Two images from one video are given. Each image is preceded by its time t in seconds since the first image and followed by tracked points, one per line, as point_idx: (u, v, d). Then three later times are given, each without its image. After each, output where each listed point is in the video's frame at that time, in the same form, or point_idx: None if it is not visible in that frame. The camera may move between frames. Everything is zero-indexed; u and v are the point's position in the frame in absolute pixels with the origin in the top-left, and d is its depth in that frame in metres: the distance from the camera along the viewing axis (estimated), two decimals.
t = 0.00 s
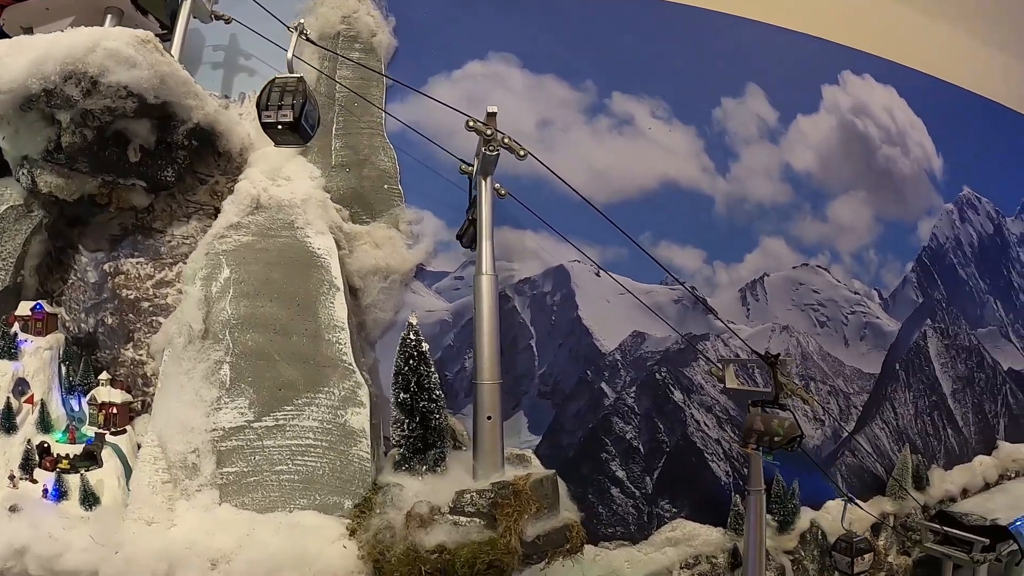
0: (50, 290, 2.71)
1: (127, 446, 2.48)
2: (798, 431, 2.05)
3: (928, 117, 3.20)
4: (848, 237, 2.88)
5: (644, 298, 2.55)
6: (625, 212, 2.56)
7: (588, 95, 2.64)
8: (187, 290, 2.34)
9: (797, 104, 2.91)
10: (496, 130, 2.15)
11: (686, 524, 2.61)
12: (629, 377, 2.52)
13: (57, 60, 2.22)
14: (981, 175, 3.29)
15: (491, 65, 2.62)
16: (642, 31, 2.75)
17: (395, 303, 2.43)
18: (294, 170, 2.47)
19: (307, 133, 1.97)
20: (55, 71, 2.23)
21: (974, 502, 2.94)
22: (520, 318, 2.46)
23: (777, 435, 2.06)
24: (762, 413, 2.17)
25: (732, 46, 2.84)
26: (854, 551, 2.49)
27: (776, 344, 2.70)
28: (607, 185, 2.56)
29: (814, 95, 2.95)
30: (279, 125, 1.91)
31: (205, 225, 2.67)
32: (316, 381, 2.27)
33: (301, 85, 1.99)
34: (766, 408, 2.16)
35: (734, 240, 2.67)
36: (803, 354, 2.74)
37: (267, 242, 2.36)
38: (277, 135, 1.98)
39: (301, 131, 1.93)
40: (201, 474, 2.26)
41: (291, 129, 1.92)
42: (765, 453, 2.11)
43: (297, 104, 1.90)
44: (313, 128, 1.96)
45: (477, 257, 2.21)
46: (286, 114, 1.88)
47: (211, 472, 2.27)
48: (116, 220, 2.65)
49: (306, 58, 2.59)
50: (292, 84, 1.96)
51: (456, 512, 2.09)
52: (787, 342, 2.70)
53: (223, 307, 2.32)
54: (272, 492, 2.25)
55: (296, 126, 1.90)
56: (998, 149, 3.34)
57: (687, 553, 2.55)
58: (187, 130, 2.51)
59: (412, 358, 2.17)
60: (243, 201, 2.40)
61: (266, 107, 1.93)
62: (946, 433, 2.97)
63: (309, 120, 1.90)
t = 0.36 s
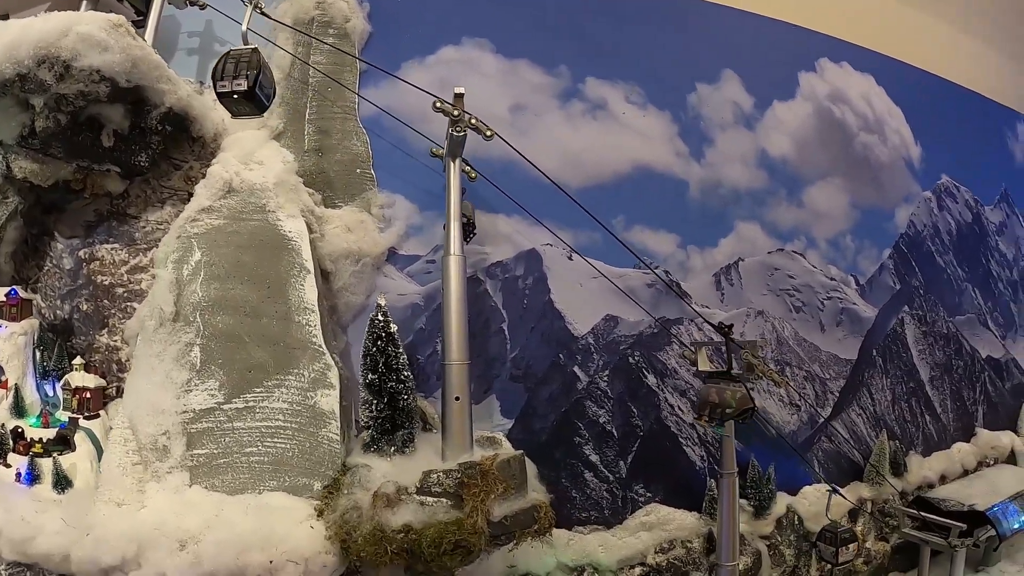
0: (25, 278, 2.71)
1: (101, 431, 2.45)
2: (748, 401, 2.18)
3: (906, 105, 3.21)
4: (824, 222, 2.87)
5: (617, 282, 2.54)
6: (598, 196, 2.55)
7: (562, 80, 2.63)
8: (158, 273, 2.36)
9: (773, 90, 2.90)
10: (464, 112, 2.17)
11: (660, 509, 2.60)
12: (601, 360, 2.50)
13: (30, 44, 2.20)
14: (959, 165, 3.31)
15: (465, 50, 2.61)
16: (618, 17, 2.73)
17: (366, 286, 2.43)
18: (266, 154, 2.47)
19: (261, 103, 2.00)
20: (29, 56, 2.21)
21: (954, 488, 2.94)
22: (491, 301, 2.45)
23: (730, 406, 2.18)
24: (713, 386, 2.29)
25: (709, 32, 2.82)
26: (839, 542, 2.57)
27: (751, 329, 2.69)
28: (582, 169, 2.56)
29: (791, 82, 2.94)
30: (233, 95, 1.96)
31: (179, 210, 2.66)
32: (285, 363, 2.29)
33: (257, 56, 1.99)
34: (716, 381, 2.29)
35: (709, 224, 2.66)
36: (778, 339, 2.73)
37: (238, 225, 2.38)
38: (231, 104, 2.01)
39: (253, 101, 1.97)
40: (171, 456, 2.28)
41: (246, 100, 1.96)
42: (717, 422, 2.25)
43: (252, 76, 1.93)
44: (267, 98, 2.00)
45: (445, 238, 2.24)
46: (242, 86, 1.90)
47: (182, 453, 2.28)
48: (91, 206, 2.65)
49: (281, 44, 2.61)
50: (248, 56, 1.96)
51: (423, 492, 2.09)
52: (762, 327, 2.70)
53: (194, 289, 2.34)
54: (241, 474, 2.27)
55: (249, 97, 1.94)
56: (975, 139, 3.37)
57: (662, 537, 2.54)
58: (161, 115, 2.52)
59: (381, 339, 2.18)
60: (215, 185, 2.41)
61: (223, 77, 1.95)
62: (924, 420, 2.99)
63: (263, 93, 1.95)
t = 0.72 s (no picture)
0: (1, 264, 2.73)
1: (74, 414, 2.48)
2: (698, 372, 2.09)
3: (883, 96, 3.23)
4: (799, 209, 2.87)
5: (588, 266, 2.55)
6: (570, 181, 2.56)
7: (535, 66, 2.62)
8: (130, 256, 2.37)
9: (749, 77, 2.88)
10: (434, 95, 2.17)
11: (633, 494, 2.61)
12: (573, 344, 2.51)
13: (3, 28, 2.21)
14: (934, 155, 3.35)
15: (439, 36, 2.60)
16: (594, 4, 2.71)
17: (339, 270, 2.45)
18: (240, 139, 2.48)
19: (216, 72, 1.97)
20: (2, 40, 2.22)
21: (929, 475, 2.95)
22: (463, 285, 2.46)
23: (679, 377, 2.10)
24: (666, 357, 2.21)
25: (685, 20, 2.81)
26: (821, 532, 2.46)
27: (724, 315, 2.68)
28: (555, 155, 2.57)
29: (768, 70, 2.93)
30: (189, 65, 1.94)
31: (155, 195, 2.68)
32: (255, 344, 2.30)
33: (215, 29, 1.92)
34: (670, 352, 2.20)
35: (681, 209, 2.67)
36: (752, 325, 2.72)
37: (211, 208, 2.39)
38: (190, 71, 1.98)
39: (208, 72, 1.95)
40: (142, 437, 2.27)
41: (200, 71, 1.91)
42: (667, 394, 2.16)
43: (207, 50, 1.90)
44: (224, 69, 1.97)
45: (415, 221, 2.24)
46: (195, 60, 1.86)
47: (152, 435, 2.27)
48: (66, 192, 2.64)
49: (256, 29, 2.60)
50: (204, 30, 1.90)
51: (389, 472, 2.09)
52: (736, 314, 2.69)
53: (166, 272, 2.34)
54: (211, 456, 2.26)
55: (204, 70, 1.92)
56: (949, 130, 3.42)
57: (634, 521, 2.56)
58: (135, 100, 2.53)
59: (349, 320, 2.18)
60: (188, 168, 2.43)
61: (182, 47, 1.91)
62: (900, 408, 3.01)
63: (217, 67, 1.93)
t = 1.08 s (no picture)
0: None
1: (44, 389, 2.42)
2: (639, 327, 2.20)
3: (858, 76, 3.22)
4: (771, 186, 2.86)
5: (555, 240, 2.55)
6: (538, 156, 2.56)
7: (506, 41, 2.55)
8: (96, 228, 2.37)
9: (722, 55, 2.86)
10: (396, 64, 2.17)
11: (602, 469, 2.60)
12: (541, 318, 2.51)
13: None
14: (908, 136, 3.36)
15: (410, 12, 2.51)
16: None
17: (306, 242, 2.45)
18: (208, 113, 2.47)
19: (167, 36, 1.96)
20: None
21: (902, 453, 2.94)
22: (431, 258, 2.44)
23: (622, 331, 2.18)
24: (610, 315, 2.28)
25: None
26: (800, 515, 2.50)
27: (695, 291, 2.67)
28: (524, 129, 2.55)
29: (742, 47, 2.90)
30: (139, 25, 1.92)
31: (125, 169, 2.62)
32: (219, 315, 2.31)
33: None
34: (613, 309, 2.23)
35: (650, 183, 2.66)
36: (723, 301, 2.70)
37: (177, 180, 2.39)
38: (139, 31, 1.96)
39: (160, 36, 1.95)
40: (107, 408, 2.27)
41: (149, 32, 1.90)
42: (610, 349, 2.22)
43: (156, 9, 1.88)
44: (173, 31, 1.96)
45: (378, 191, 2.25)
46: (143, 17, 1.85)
47: (116, 406, 2.27)
48: (39, 168, 2.57)
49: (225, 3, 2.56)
50: None
51: (350, 440, 2.09)
52: (707, 289, 2.68)
53: (132, 244, 2.34)
54: (175, 426, 2.27)
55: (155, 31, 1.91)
56: (924, 111, 3.42)
57: (603, 496, 2.56)
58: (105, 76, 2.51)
59: (311, 289, 2.19)
60: (155, 142, 2.41)
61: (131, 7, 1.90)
62: (874, 388, 2.99)
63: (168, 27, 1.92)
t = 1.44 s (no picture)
0: None
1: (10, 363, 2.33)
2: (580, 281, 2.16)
3: (832, 59, 3.21)
4: (742, 164, 2.86)
5: (522, 215, 2.55)
6: (505, 132, 2.54)
7: (474, 17, 2.51)
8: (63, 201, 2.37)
9: (694, 34, 2.84)
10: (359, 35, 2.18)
11: (569, 445, 2.62)
12: (507, 293, 2.52)
13: None
14: (882, 119, 3.36)
15: None
16: None
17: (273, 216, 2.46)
18: (177, 89, 2.50)
19: None
20: None
21: (875, 433, 2.92)
22: (396, 233, 2.44)
23: (561, 286, 2.14)
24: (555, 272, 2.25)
25: None
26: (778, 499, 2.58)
27: (664, 268, 2.65)
28: (492, 105, 2.53)
29: (714, 26, 2.88)
30: None
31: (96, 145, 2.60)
32: (183, 287, 2.32)
33: None
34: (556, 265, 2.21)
35: (618, 159, 2.65)
36: (692, 279, 2.69)
37: (144, 154, 2.40)
38: None
39: None
40: (71, 380, 2.24)
41: None
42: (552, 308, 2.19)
43: None
44: None
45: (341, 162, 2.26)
46: None
47: (79, 379, 2.25)
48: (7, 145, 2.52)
49: None
50: None
51: (309, 408, 2.09)
52: (676, 266, 2.66)
53: (98, 217, 2.35)
54: (138, 397, 2.27)
55: None
56: (898, 96, 3.45)
57: (570, 472, 2.57)
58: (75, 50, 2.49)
59: (274, 259, 2.20)
60: (123, 116, 2.42)
61: None
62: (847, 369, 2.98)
63: None
